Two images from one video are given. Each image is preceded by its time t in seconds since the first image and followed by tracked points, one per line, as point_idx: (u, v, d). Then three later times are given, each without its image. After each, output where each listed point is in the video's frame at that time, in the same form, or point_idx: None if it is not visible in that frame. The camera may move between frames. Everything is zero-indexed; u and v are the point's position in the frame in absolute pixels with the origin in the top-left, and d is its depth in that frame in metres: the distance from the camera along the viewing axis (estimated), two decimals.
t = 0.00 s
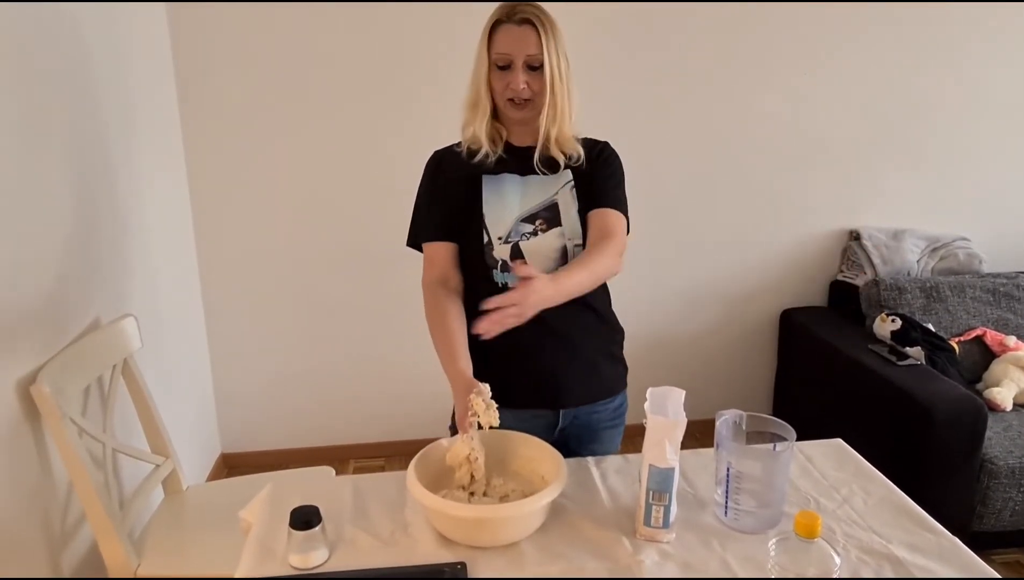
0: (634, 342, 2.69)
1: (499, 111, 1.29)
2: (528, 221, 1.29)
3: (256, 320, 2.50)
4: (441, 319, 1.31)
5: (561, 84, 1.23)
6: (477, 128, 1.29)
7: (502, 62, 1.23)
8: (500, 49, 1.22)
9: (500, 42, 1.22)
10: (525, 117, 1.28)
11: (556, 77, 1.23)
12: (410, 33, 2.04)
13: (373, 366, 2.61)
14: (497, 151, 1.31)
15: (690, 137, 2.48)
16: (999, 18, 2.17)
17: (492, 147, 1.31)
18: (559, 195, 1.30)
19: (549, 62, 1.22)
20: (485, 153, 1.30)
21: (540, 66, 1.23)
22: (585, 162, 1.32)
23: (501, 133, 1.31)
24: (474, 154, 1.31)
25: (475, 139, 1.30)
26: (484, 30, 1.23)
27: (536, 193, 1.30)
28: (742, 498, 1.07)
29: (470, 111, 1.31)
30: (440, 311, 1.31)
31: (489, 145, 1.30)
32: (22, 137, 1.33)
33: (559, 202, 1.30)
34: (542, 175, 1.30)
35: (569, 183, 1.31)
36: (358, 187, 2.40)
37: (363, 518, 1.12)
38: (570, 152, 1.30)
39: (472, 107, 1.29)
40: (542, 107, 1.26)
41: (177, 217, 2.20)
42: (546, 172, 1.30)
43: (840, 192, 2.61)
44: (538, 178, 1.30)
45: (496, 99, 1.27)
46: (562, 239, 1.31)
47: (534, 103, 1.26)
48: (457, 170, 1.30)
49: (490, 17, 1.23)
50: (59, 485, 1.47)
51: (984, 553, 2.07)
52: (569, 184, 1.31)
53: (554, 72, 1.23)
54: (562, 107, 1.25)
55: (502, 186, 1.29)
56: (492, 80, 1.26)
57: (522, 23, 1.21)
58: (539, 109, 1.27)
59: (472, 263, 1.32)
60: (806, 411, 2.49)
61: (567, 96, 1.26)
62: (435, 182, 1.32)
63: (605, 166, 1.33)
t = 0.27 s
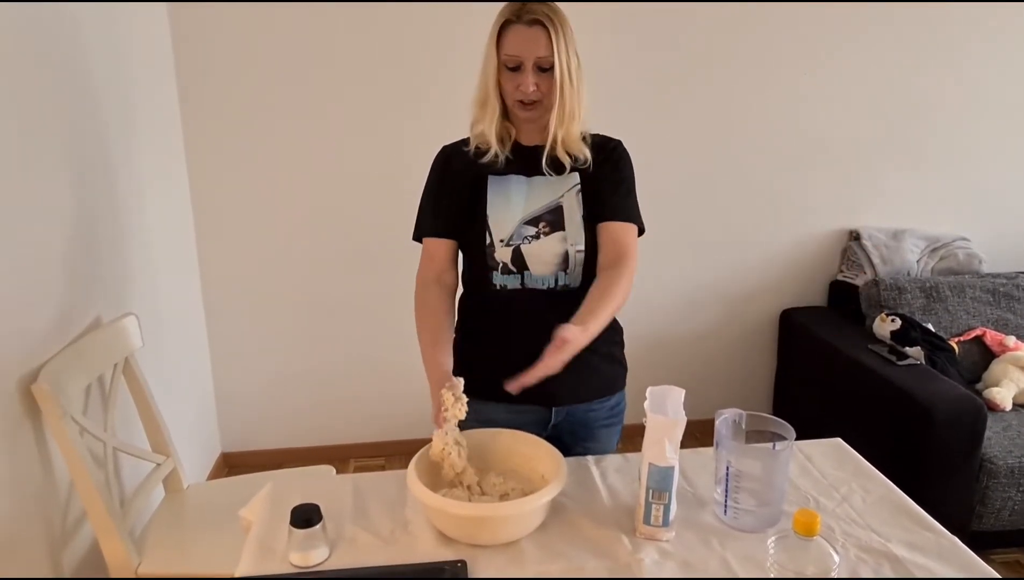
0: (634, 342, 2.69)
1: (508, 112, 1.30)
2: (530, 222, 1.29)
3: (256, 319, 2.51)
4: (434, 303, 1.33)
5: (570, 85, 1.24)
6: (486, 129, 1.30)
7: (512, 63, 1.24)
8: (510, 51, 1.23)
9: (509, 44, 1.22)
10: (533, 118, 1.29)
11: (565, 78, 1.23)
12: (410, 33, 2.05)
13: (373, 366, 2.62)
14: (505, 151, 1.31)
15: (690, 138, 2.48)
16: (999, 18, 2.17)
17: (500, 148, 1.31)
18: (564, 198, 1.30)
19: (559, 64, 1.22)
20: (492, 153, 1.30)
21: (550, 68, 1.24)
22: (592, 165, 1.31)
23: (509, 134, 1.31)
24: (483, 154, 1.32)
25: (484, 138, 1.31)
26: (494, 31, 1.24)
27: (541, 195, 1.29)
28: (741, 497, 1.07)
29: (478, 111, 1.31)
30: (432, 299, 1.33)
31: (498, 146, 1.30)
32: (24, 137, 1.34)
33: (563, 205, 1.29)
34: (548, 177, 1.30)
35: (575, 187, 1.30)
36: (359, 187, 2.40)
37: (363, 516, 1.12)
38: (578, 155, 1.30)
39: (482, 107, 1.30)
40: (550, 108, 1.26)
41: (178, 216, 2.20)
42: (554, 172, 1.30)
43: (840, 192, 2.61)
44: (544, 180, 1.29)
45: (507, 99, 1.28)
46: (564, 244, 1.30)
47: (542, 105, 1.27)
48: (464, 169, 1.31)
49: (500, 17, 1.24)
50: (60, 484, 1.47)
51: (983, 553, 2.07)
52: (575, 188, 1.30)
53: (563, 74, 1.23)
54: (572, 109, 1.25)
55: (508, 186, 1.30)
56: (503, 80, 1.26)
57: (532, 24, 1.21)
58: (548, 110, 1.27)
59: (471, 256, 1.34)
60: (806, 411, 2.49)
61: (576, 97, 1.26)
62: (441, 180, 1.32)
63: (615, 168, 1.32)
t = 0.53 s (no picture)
0: (634, 341, 2.69)
1: (519, 118, 1.29)
2: (541, 232, 1.30)
3: (257, 319, 2.51)
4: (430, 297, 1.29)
5: (584, 97, 1.23)
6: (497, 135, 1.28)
7: (524, 72, 1.22)
8: (522, 60, 1.21)
9: (522, 52, 1.20)
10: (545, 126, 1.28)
11: (578, 89, 1.22)
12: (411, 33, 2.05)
13: (373, 365, 2.62)
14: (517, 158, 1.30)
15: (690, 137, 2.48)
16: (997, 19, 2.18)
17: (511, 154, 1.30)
18: (575, 208, 1.31)
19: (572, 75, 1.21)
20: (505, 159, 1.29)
21: (563, 78, 1.23)
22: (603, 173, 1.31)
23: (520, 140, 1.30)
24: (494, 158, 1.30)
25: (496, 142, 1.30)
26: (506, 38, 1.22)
27: (552, 205, 1.30)
28: (741, 496, 1.08)
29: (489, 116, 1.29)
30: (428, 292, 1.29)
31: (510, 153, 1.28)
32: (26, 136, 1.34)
33: (574, 214, 1.31)
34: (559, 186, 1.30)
35: (586, 197, 1.31)
36: (359, 187, 2.41)
37: (364, 515, 1.12)
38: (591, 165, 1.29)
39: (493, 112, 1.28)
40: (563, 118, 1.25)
41: (178, 215, 2.20)
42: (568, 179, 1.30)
43: (839, 192, 2.61)
44: (555, 189, 1.30)
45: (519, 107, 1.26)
46: (575, 254, 1.31)
47: (555, 114, 1.26)
48: (474, 169, 1.30)
49: (512, 24, 1.22)
50: (60, 482, 1.47)
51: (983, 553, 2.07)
52: (586, 197, 1.31)
53: (576, 85, 1.22)
54: (587, 118, 1.25)
55: (519, 195, 1.30)
56: (515, 89, 1.24)
57: (546, 33, 1.19)
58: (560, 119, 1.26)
59: (468, 256, 1.35)
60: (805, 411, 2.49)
61: (589, 108, 1.25)
62: (446, 179, 1.31)
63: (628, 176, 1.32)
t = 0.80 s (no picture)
0: (634, 340, 2.69)
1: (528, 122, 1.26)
2: (537, 249, 1.32)
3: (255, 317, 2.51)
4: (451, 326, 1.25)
5: (596, 104, 1.21)
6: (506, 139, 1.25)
7: (535, 77, 1.19)
8: (533, 65, 1.18)
9: (533, 57, 1.18)
10: (556, 131, 1.26)
11: (591, 96, 1.20)
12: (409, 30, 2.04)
13: (372, 363, 2.61)
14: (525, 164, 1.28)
15: (689, 136, 2.48)
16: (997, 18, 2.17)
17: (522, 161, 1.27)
18: (573, 225, 1.31)
19: (585, 82, 1.18)
20: (515, 167, 1.27)
21: (575, 85, 1.20)
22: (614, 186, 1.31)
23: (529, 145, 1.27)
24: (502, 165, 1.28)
25: (504, 148, 1.27)
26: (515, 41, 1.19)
27: (550, 221, 1.31)
28: (739, 494, 1.07)
29: (497, 118, 1.26)
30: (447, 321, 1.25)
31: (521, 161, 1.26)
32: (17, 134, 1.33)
33: (573, 230, 1.31)
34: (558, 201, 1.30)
35: (587, 213, 1.31)
36: (358, 185, 2.40)
37: (360, 513, 1.12)
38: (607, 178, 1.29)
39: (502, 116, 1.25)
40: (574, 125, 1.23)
41: (176, 214, 2.20)
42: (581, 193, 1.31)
43: (838, 191, 2.60)
44: (555, 204, 1.30)
45: (529, 113, 1.24)
46: (569, 275, 1.34)
47: (566, 119, 1.24)
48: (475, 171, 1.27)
49: (522, 26, 1.18)
50: (57, 481, 1.46)
51: (982, 552, 2.07)
52: (589, 213, 1.31)
53: (589, 92, 1.20)
54: (599, 126, 1.23)
55: (517, 209, 1.30)
56: (525, 95, 1.22)
57: (558, 38, 1.16)
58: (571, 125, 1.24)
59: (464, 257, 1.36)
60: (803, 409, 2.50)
61: (602, 115, 1.23)
62: (448, 182, 1.26)
63: (632, 189, 1.31)
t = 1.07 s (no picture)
0: (634, 339, 2.69)
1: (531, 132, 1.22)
2: (538, 272, 1.30)
3: (255, 316, 2.50)
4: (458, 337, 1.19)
5: (601, 112, 1.17)
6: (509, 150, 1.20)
7: (536, 81, 1.16)
8: (535, 68, 1.14)
9: (535, 59, 1.14)
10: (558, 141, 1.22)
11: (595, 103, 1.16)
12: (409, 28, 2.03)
13: (371, 362, 2.61)
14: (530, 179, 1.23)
15: (689, 135, 2.47)
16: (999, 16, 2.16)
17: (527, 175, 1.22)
18: (576, 247, 1.30)
19: (589, 87, 1.15)
20: (522, 183, 1.22)
21: (579, 90, 1.16)
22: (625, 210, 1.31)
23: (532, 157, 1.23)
24: (508, 181, 1.23)
25: (510, 165, 1.21)
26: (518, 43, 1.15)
27: (552, 244, 1.29)
28: (739, 494, 1.07)
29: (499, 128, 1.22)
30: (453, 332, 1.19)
31: (526, 175, 1.21)
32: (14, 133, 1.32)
33: (575, 252, 1.30)
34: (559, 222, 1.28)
35: (591, 237, 1.30)
36: (357, 184, 2.40)
37: (359, 514, 1.11)
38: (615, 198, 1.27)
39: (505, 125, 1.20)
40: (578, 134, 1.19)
41: (175, 214, 2.19)
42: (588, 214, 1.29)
43: (838, 190, 2.60)
44: (557, 225, 1.28)
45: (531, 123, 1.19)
46: (569, 298, 1.34)
47: (569, 127, 1.20)
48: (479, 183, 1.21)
49: (526, 26, 1.16)
50: (55, 481, 1.46)
51: (982, 551, 2.07)
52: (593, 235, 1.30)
53: (593, 98, 1.16)
54: (601, 135, 1.19)
55: (521, 232, 1.26)
56: (527, 102, 1.18)
57: (562, 39, 1.13)
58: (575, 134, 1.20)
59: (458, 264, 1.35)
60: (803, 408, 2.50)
61: (606, 124, 1.19)
62: (454, 186, 1.19)
63: (633, 209, 1.32)
